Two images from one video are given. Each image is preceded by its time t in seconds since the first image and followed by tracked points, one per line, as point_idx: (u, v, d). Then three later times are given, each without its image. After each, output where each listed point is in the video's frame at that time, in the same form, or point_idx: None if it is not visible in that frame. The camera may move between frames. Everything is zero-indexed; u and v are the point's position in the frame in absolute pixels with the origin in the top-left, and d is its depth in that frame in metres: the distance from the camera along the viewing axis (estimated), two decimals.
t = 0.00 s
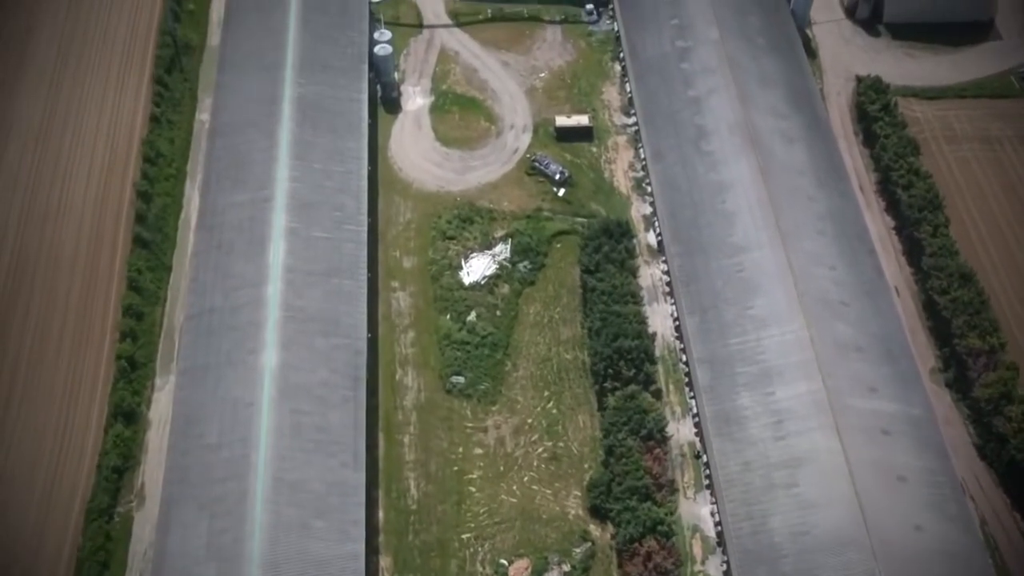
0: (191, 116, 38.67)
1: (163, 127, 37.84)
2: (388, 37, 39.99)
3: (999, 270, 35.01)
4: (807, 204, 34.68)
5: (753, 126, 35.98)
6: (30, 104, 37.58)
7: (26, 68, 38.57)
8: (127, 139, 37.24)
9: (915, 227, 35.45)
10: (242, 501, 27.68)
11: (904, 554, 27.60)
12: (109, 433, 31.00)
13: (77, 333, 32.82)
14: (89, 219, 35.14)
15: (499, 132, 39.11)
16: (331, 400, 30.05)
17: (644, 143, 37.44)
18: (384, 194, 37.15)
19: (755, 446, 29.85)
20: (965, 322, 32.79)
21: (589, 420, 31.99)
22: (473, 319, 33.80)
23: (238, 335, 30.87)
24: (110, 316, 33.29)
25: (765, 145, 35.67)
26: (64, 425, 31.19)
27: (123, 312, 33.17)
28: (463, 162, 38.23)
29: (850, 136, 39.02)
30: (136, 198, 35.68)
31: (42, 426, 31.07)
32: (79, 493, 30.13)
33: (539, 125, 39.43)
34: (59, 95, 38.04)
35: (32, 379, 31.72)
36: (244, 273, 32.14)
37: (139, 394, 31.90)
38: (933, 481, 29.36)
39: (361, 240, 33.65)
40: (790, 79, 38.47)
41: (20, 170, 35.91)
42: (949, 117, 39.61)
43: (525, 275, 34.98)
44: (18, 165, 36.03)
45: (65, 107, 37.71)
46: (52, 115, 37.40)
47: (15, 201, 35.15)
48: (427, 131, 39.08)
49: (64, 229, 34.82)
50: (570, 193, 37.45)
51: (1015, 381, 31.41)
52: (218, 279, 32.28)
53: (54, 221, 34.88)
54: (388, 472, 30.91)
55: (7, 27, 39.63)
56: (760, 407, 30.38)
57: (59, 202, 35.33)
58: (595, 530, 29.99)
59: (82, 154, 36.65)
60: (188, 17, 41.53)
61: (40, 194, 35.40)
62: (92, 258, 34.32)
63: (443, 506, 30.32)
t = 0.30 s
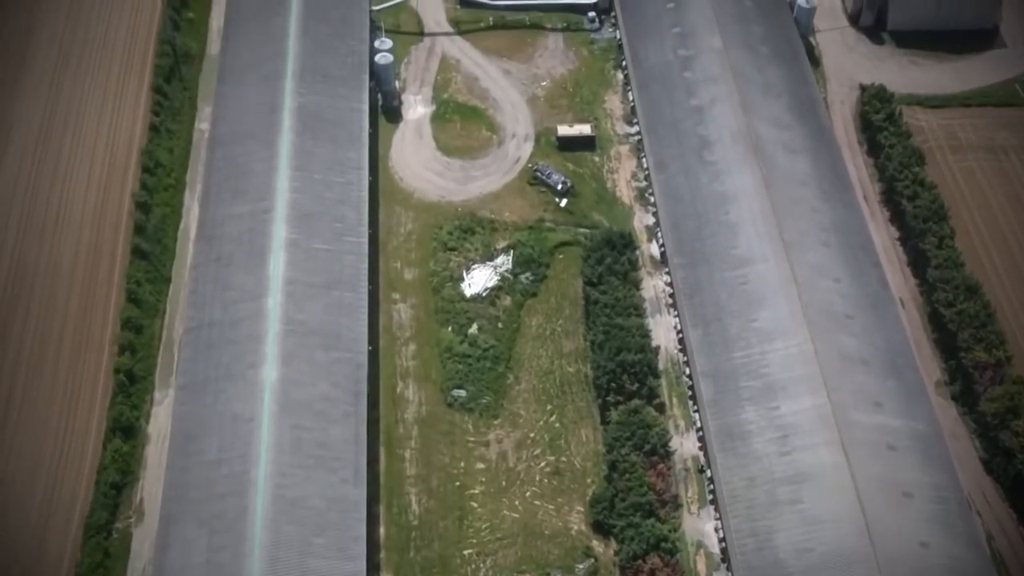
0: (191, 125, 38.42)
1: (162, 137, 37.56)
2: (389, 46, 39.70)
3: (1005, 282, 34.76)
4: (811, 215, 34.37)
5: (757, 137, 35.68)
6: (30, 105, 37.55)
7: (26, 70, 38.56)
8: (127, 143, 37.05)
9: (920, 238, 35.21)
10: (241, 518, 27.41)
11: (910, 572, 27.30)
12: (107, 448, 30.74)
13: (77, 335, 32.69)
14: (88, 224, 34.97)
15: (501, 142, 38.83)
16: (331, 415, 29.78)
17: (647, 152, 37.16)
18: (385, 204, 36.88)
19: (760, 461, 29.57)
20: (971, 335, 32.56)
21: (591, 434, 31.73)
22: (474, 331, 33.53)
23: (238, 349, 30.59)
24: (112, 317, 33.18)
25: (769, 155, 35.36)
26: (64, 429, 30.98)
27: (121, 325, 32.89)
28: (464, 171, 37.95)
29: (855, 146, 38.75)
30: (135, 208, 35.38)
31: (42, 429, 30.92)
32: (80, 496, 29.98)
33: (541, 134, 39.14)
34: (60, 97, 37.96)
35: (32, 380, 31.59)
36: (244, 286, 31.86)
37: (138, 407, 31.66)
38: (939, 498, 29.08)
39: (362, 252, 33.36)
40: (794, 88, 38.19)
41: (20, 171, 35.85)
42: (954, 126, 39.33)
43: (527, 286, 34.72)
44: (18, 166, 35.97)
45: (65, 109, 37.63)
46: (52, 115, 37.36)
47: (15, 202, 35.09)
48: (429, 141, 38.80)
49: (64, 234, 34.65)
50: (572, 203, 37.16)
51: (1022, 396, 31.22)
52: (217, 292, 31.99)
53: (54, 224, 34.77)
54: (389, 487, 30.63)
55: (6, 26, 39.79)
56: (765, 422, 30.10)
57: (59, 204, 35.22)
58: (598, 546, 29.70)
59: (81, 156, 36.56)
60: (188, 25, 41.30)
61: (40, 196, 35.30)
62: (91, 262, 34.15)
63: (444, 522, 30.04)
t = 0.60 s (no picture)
0: (190, 136, 38.11)
1: (162, 148, 37.25)
2: (390, 56, 39.40)
3: (1012, 296, 34.46)
4: (816, 228, 34.05)
5: (761, 148, 35.36)
6: (30, 108, 37.50)
7: (26, 71, 38.53)
8: (127, 148, 37.01)
9: (926, 251, 34.93)
10: (241, 537, 27.10)
11: None
12: (106, 464, 30.45)
13: (77, 338, 32.66)
14: (88, 232, 34.86)
15: (503, 152, 38.53)
16: (332, 432, 29.46)
17: (651, 163, 36.87)
18: (385, 216, 36.55)
19: (766, 479, 29.27)
20: (978, 350, 32.26)
21: (595, 450, 31.43)
22: (476, 345, 33.23)
23: (237, 364, 30.29)
24: (111, 324, 33.12)
25: (773, 167, 35.03)
26: (65, 431, 30.99)
27: (120, 339, 32.62)
28: (466, 183, 37.64)
29: (859, 157, 38.45)
30: (134, 221, 35.12)
31: (41, 438, 30.80)
32: (80, 503, 29.89)
33: (544, 145, 38.83)
34: (60, 99, 37.94)
35: (33, 382, 31.61)
36: (244, 300, 31.55)
37: (136, 423, 31.36)
38: (946, 516, 28.74)
39: (363, 265, 33.03)
40: (798, 99, 37.88)
41: (20, 174, 35.78)
42: (960, 137, 39.02)
43: (529, 300, 34.43)
44: (18, 169, 35.91)
45: (65, 112, 37.61)
46: (52, 118, 37.33)
47: (15, 205, 35.05)
48: (430, 151, 38.50)
49: (63, 242, 34.54)
50: (574, 215, 36.86)
51: None
52: (217, 306, 31.68)
53: (54, 228, 34.74)
54: (390, 504, 30.32)
55: (6, 26, 39.74)
56: (770, 439, 29.81)
57: (58, 209, 35.16)
58: (602, 564, 29.37)
59: (82, 162, 36.48)
60: (188, 34, 41.02)
61: (39, 198, 35.30)
62: (90, 271, 34.03)
63: (446, 540, 29.73)
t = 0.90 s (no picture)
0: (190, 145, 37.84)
1: (161, 157, 36.95)
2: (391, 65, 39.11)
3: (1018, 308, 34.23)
4: (821, 239, 33.74)
5: (765, 158, 35.03)
6: (30, 110, 37.43)
7: (27, 71, 38.50)
8: (126, 154, 36.85)
9: (932, 262, 34.65)
10: (241, 555, 26.84)
11: None
12: (105, 480, 30.19)
13: (77, 340, 32.57)
14: (87, 240, 34.66)
15: (504, 162, 38.25)
16: (333, 448, 29.15)
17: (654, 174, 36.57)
18: (386, 227, 36.26)
19: (771, 495, 28.99)
20: (984, 363, 32.02)
21: (598, 464, 31.15)
22: (478, 358, 32.94)
23: (236, 379, 30.02)
24: (109, 333, 32.91)
25: (777, 177, 34.72)
26: (66, 432, 30.97)
27: (119, 352, 32.31)
28: (468, 193, 37.35)
29: (864, 167, 38.14)
30: (132, 233, 34.82)
31: (40, 450, 30.57)
32: (79, 519, 29.64)
33: (546, 154, 38.54)
34: (60, 100, 37.90)
35: (34, 383, 31.57)
36: (244, 313, 31.27)
37: (135, 438, 31.10)
38: (954, 533, 28.43)
39: (364, 277, 32.74)
40: (803, 108, 37.57)
41: (20, 177, 35.71)
42: (966, 146, 38.72)
43: (531, 312, 34.12)
44: (18, 171, 35.84)
45: (65, 113, 37.56)
46: (52, 121, 37.27)
47: (15, 207, 35.01)
48: (431, 161, 38.21)
49: (63, 248, 34.37)
50: (577, 225, 36.57)
51: None
52: (217, 319, 31.40)
53: (54, 231, 34.65)
54: (392, 520, 30.04)
55: (6, 26, 39.65)
56: (775, 454, 29.51)
57: (58, 213, 35.08)
58: None
59: (82, 166, 36.35)
60: (187, 42, 40.73)
61: (39, 201, 35.23)
62: (89, 276, 33.87)
63: (448, 556, 29.46)
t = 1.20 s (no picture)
0: (190, 156, 37.54)
1: (160, 169, 36.61)
2: (392, 75, 38.79)
3: None
4: (826, 252, 33.42)
5: (769, 170, 34.71)
6: (31, 114, 37.39)
7: (27, 73, 38.49)
8: (126, 161, 36.67)
9: (938, 276, 34.33)
10: None
11: None
12: (103, 497, 29.88)
13: (77, 343, 32.48)
14: (87, 249, 34.44)
15: (507, 173, 37.94)
16: (334, 465, 28.82)
17: (657, 186, 36.27)
18: (387, 240, 35.94)
19: (776, 513, 28.67)
20: (991, 379, 31.65)
21: (602, 481, 30.85)
22: (480, 373, 32.66)
23: (236, 395, 29.72)
24: (109, 343, 32.68)
25: (782, 189, 34.40)
26: (66, 436, 30.88)
27: (118, 367, 31.96)
28: (470, 205, 37.03)
29: (869, 178, 37.85)
30: (131, 247, 34.48)
31: (39, 464, 30.31)
32: (77, 537, 29.32)
33: (548, 165, 38.21)
34: (60, 102, 37.87)
35: (34, 386, 31.48)
36: (244, 328, 30.97)
37: (134, 454, 30.80)
38: (962, 552, 28.09)
39: (365, 291, 32.42)
40: (807, 118, 37.25)
41: (20, 181, 35.64)
42: (972, 157, 38.39)
43: (534, 325, 33.81)
44: (18, 175, 35.79)
45: (65, 116, 37.50)
46: (51, 124, 37.22)
47: (15, 210, 34.94)
48: (433, 172, 37.90)
49: (62, 255, 34.18)
50: (580, 238, 36.24)
51: None
52: (216, 334, 31.09)
53: (54, 237, 34.51)
54: (394, 538, 29.74)
55: (6, 27, 39.69)
56: (781, 471, 29.20)
57: (58, 219, 34.96)
58: None
59: (81, 172, 36.21)
60: (187, 52, 40.40)
61: (39, 205, 35.15)
62: (88, 283, 33.70)
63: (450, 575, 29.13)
